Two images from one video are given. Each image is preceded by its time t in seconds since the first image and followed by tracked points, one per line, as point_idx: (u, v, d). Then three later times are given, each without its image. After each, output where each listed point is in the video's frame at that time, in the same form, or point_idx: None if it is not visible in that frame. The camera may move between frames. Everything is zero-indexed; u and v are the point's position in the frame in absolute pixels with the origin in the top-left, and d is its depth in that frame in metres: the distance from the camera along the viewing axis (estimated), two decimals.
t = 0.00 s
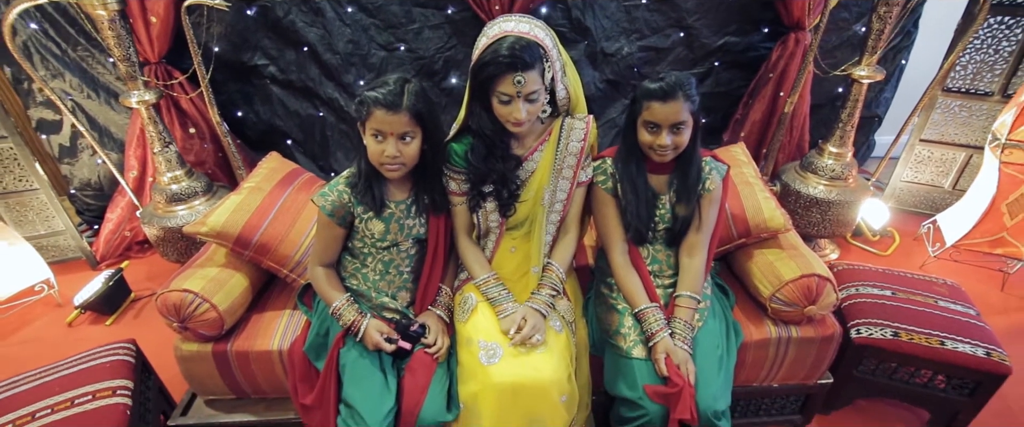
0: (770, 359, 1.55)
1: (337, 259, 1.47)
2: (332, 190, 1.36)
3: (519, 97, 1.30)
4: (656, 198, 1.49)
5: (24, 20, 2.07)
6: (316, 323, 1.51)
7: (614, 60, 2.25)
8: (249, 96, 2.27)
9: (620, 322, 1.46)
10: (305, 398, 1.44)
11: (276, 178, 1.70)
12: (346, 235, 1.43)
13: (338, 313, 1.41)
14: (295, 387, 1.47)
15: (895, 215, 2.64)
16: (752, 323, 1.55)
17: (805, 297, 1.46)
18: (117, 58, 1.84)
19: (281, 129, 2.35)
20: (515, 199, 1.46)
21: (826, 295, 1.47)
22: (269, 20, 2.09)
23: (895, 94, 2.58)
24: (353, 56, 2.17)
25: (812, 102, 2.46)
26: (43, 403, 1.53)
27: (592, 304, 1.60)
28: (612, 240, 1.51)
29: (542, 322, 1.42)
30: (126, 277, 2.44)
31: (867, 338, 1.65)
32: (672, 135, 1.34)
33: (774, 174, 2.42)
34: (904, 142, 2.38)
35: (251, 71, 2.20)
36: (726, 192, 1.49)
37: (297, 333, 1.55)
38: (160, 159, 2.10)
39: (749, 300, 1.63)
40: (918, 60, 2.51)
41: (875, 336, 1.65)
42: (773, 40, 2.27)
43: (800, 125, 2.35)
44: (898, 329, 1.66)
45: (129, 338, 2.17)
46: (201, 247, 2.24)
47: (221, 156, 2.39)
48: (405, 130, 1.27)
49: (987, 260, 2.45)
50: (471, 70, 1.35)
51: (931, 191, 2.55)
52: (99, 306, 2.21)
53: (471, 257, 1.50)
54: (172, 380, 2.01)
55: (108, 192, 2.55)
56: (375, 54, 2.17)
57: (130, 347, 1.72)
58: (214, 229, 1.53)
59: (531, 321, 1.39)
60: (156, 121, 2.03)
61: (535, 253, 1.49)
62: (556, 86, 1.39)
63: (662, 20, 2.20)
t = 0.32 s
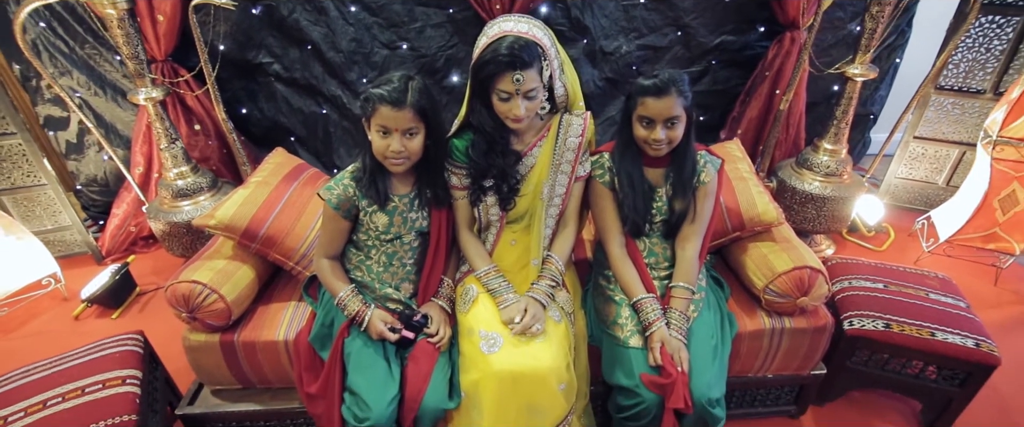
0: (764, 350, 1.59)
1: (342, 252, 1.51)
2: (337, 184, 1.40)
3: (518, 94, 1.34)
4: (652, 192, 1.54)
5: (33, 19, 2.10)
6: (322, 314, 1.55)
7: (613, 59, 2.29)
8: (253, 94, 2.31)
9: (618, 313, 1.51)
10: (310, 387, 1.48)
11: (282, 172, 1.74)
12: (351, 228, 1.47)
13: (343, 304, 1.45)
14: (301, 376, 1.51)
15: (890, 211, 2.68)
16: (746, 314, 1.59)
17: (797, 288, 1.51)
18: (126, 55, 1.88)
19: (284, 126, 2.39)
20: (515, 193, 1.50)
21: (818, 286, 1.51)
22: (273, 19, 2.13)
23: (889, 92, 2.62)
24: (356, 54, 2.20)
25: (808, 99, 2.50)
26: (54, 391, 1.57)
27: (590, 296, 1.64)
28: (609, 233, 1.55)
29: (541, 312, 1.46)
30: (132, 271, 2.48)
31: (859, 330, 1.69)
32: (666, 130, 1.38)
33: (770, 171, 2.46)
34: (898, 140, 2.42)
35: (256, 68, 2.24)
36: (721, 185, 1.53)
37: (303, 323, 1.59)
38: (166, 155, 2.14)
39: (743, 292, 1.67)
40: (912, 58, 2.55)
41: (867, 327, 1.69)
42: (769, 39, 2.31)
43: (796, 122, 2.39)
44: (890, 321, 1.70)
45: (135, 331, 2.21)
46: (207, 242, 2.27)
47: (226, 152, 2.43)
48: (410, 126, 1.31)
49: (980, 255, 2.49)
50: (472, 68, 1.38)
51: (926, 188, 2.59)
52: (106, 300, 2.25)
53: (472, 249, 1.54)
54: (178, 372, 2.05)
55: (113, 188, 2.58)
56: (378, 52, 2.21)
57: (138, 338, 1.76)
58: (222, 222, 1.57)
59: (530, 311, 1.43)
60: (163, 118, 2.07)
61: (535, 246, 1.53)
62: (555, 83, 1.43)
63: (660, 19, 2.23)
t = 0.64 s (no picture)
0: (757, 340, 1.63)
1: (347, 243, 1.56)
2: (344, 177, 1.45)
3: (518, 91, 1.38)
4: (648, 185, 1.58)
5: (43, 17, 2.15)
6: (327, 303, 1.59)
7: (611, 57, 2.33)
8: (258, 90, 2.35)
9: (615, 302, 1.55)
10: (316, 374, 1.52)
11: (288, 166, 1.78)
12: (356, 219, 1.51)
13: (349, 293, 1.50)
14: (306, 364, 1.55)
15: (884, 207, 2.73)
16: (739, 304, 1.64)
17: (789, 278, 1.55)
18: (135, 52, 1.92)
19: (288, 123, 2.43)
20: (515, 186, 1.55)
21: (809, 276, 1.55)
22: (278, 17, 2.17)
23: (884, 90, 2.66)
24: (359, 52, 2.25)
25: (804, 97, 2.55)
26: (66, 378, 1.61)
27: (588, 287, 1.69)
28: (607, 225, 1.60)
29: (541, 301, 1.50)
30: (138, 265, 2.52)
31: (851, 320, 1.74)
32: (662, 124, 1.43)
33: (766, 167, 2.50)
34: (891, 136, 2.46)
35: (261, 66, 2.28)
36: (715, 178, 1.58)
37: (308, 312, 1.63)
38: (172, 151, 2.18)
39: (738, 283, 1.72)
40: (905, 56, 2.59)
41: (858, 317, 1.74)
42: (764, 37, 2.36)
43: (791, 119, 2.43)
44: (881, 311, 1.74)
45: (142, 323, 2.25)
46: (212, 236, 2.31)
47: (231, 148, 2.47)
48: (416, 120, 1.35)
49: (973, 250, 2.54)
50: (474, 64, 1.43)
51: (919, 184, 2.63)
52: (112, 292, 2.29)
53: (474, 241, 1.58)
54: (184, 362, 2.09)
55: (119, 183, 2.62)
56: (380, 50, 2.25)
57: (147, 328, 1.80)
58: (231, 214, 1.62)
59: (530, 300, 1.47)
60: (170, 114, 2.11)
61: (534, 238, 1.57)
62: (554, 80, 1.47)
63: (657, 18, 2.28)
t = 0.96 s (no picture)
0: (751, 330, 1.67)
1: (352, 234, 1.60)
2: (350, 169, 1.49)
3: (519, 86, 1.42)
4: (644, 178, 1.62)
5: (52, 14, 2.19)
6: (332, 293, 1.63)
7: (609, 54, 2.37)
8: (262, 87, 2.40)
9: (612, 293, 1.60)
10: (320, 363, 1.56)
11: (293, 161, 1.83)
12: (361, 210, 1.56)
13: (353, 283, 1.54)
14: (311, 353, 1.59)
15: (879, 202, 2.77)
16: (734, 295, 1.68)
17: (782, 269, 1.59)
18: (143, 50, 1.96)
19: (292, 119, 2.47)
20: (515, 179, 1.59)
21: (801, 267, 1.59)
22: (283, 15, 2.22)
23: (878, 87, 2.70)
24: (362, 50, 2.29)
25: (799, 94, 2.59)
26: (77, 366, 1.65)
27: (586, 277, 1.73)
28: (604, 217, 1.64)
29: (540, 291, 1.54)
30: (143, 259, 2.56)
31: (843, 310, 1.78)
32: (658, 119, 1.47)
33: (762, 163, 2.55)
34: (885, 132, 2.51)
35: (265, 63, 2.33)
36: (709, 172, 1.62)
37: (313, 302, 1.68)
38: (179, 146, 2.22)
39: (732, 274, 1.76)
40: (899, 54, 2.63)
41: (851, 308, 1.78)
42: (760, 36, 2.40)
43: (786, 116, 2.48)
44: (872, 302, 1.79)
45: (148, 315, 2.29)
46: (217, 230, 2.35)
47: (235, 144, 2.51)
48: (422, 114, 1.39)
49: (966, 244, 2.58)
50: (476, 61, 1.47)
51: (913, 180, 2.67)
52: (118, 285, 2.33)
53: (475, 232, 1.63)
54: (190, 353, 2.13)
55: (125, 178, 2.66)
56: (383, 48, 2.29)
57: (155, 318, 1.84)
58: (239, 206, 1.67)
59: (530, 289, 1.52)
60: (176, 110, 2.15)
61: (534, 229, 1.62)
62: (553, 76, 1.52)
63: (654, 16, 2.32)
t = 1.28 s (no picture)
0: (746, 321, 1.71)
1: (356, 226, 1.64)
2: (355, 163, 1.53)
3: (519, 83, 1.46)
4: (641, 173, 1.66)
5: (60, 13, 2.23)
6: (336, 284, 1.67)
7: (608, 52, 2.41)
8: (266, 84, 2.43)
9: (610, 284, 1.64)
10: (324, 353, 1.59)
11: (298, 156, 1.87)
12: (365, 203, 1.59)
13: (357, 274, 1.57)
14: (315, 344, 1.62)
15: (874, 198, 2.81)
16: (730, 287, 1.71)
17: (776, 261, 1.63)
18: (150, 47, 2.00)
19: (295, 116, 2.51)
20: (515, 173, 1.63)
21: (795, 259, 1.63)
22: (287, 14, 2.26)
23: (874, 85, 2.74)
24: (364, 48, 2.32)
25: (795, 91, 2.63)
26: (86, 356, 1.69)
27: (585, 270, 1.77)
28: (602, 210, 1.68)
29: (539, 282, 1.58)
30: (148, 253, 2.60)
31: (837, 302, 1.81)
32: (654, 115, 1.51)
33: (758, 159, 2.58)
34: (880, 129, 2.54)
35: (269, 61, 2.36)
36: (705, 166, 1.66)
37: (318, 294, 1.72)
38: (184, 141, 2.25)
39: (728, 267, 1.80)
40: (894, 52, 2.67)
41: (844, 300, 1.81)
42: (757, 34, 2.44)
43: (783, 113, 2.51)
44: (865, 295, 1.82)
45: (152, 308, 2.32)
46: (221, 225, 2.38)
47: (239, 140, 2.55)
48: (425, 110, 1.43)
49: (960, 239, 2.62)
50: (478, 57, 1.50)
51: (908, 176, 2.71)
52: (124, 279, 2.37)
53: (476, 225, 1.66)
54: (195, 345, 2.16)
55: (130, 174, 2.70)
56: (385, 45, 2.33)
57: (162, 310, 1.88)
58: (245, 199, 1.71)
59: (529, 280, 1.55)
60: (182, 107, 2.19)
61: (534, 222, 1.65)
62: (552, 72, 1.55)
63: (652, 15, 2.36)
